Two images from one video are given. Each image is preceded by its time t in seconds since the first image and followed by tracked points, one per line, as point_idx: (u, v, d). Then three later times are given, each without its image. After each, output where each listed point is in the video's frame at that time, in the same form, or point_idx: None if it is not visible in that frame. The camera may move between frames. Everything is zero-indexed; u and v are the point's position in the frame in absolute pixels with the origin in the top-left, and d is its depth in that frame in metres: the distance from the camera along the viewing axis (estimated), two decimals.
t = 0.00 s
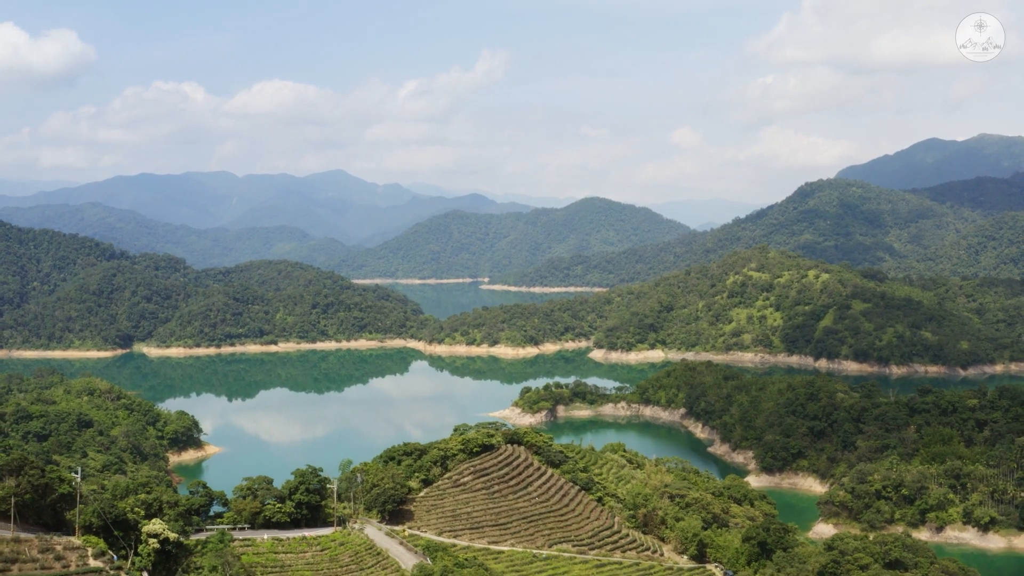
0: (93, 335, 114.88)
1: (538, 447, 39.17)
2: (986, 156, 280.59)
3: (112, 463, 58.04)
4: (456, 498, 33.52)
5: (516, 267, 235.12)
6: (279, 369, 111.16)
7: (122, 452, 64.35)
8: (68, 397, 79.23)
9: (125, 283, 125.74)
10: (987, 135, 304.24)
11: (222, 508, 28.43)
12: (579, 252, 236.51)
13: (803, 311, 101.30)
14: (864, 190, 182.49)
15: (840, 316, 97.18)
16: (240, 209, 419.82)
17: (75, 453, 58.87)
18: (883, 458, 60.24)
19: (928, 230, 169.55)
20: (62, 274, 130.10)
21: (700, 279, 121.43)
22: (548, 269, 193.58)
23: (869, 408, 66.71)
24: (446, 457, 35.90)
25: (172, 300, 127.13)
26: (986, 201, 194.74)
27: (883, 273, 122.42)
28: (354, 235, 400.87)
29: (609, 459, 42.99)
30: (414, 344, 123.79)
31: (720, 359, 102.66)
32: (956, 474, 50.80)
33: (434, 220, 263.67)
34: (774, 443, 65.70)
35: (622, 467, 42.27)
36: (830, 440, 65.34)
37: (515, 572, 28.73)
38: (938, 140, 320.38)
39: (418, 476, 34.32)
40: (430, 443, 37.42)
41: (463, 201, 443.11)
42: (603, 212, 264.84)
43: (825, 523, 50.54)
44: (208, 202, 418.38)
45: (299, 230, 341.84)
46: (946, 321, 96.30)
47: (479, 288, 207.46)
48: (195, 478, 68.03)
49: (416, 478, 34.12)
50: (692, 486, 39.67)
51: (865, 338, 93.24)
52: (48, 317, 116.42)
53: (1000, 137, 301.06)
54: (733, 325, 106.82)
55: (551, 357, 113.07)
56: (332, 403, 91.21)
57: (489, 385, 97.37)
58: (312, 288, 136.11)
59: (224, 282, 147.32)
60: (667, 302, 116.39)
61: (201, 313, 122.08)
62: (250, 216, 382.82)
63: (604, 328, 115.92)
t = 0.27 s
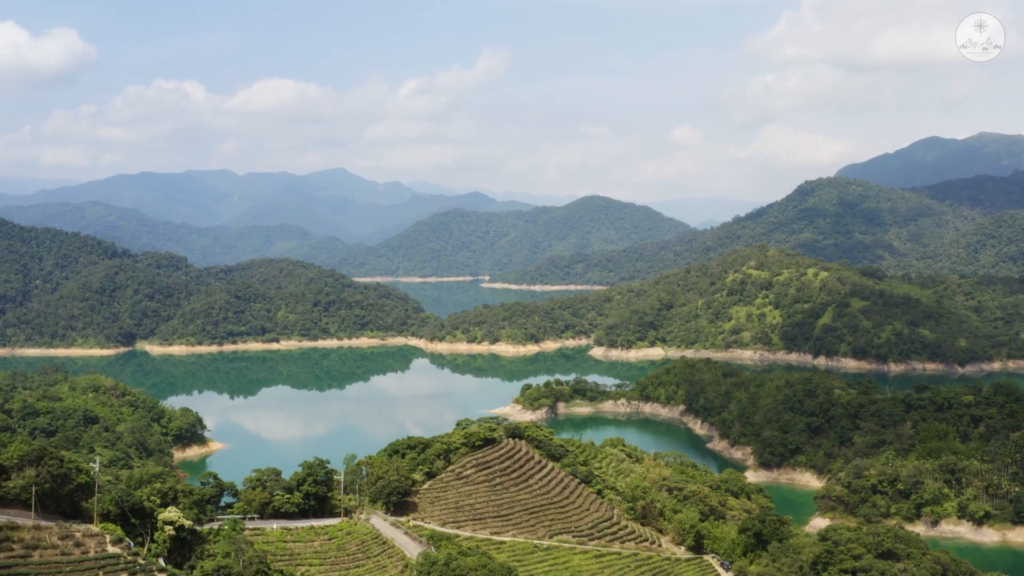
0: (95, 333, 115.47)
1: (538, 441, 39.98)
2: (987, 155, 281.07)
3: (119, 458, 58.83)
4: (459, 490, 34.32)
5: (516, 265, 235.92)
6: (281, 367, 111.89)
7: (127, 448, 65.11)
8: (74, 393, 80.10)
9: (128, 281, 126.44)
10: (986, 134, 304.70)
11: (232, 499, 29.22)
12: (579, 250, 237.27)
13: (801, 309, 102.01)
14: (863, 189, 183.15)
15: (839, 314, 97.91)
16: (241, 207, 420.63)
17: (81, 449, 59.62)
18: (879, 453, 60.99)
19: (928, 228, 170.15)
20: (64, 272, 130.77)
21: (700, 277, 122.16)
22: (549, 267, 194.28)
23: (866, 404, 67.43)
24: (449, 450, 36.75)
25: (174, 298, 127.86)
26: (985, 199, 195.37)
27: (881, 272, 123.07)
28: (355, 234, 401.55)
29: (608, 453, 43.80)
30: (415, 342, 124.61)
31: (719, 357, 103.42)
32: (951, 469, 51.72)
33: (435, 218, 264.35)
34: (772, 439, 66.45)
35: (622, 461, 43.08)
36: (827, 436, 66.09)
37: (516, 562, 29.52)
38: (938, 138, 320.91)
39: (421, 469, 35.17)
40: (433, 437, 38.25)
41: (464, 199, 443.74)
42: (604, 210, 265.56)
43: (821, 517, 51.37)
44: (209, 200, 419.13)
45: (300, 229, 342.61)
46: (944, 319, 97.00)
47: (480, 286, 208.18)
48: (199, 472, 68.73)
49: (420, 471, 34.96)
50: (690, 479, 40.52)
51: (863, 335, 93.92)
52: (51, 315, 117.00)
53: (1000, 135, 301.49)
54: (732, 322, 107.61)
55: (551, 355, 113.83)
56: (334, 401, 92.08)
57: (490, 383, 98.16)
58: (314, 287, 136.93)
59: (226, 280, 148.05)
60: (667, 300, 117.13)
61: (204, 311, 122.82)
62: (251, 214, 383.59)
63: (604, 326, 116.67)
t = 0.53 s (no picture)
0: (98, 327, 116.11)
1: (539, 431, 40.77)
2: (987, 149, 281.27)
3: (125, 449, 59.62)
4: (462, 478, 35.15)
5: (517, 259, 236.63)
6: (283, 360, 112.66)
7: (133, 440, 65.86)
8: (79, 386, 81.02)
9: (130, 275, 127.10)
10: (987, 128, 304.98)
11: (242, 486, 30.06)
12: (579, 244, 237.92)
13: (800, 302, 102.70)
14: (863, 183, 183.70)
15: (838, 307, 98.62)
16: (242, 201, 421.16)
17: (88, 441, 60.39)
18: (875, 444, 61.77)
19: (927, 222, 170.69)
20: (66, 266, 131.37)
21: (700, 270, 122.86)
22: (549, 260, 194.93)
23: (863, 396, 68.13)
24: (452, 439, 37.57)
25: (176, 292, 128.56)
26: (985, 193, 195.90)
27: (880, 265, 123.74)
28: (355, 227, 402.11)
29: (608, 443, 44.57)
30: (417, 335, 125.44)
31: (719, 350, 104.20)
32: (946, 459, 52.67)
33: (436, 212, 264.94)
34: (770, 430, 67.26)
35: (621, 451, 43.87)
36: (824, 428, 66.82)
37: (518, 547, 30.35)
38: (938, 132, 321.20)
39: (425, 457, 35.97)
40: (437, 427, 39.07)
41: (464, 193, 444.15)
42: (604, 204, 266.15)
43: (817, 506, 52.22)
44: (209, 194, 419.62)
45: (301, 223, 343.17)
46: (942, 312, 97.70)
47: (480, 279, 208.87)
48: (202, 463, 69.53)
49: (423, 459, 35.77)
50: (688, 468, 41.39)
51: (862, 328, 94.60)
52: (53, 308, 117.54)
53: (1000, 129, 301.73)
54: (731, 316, 108.39)
55: (552, 348, 114.64)
56: (335, 393, 93.03)
57: (491, 376, 98.98)
58: (315, 280, 137.73)
59: (227, 274, 148.70)
60: (667, 294, 117.86)
61: (206, 305, 123.53)
62: (251, 208, 384.11)
63: (604, 319, 117.40)
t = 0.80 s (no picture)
0: (100, 320, 116.62)
1: (539, 420, 41.58)
2: (986, 142, 281.56)
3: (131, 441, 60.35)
4: (464, 466, 35.97)
5: (517, 252, 237.32)
6: (285, 353, 113.37)
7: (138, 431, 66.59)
8: (85, 378, 81.95)
9: (132, 268, 127.72)
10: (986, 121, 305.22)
11: (251, 473, 30.90)
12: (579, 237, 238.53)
13: (799, 295, 103.33)
14: (863, 176, 184.23)
15: (836, 300, 99.30)
16: (242, 195, 421.56)
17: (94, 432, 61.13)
18: (872, 435, 62.49)
19: (927, 215, 171.26)
20: (68, 260, 131.89)
21: (699, 264, 123.56)
22: (549, 253, 195.53)
23: (859, 387, 68.79)
24: (455, 428, 38.44)
25: (178, 285, 129.20)
26: (984, 186, 196.46)
27: (879, 258, 124.34)
28: (355, 221, 402.65)
29: (607, 433, 45.38)
30: (418, 328, 126.30)
31: (718, 342, 104.92)
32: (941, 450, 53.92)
33: (436, 205, 265.48)
34: (768, 422, 67.99)
35: (620, 440, 44.67)
36: (821, 419, 67.50)
37: (519, 531, 31.15)
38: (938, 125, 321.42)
39: (429, 446, 36.88)
40: (439, 416, 39.90)
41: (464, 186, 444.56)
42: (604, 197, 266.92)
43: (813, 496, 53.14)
44: (210, 188, 420.01)
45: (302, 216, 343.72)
46: (940, 305, 98.44)
47: (481, 273, 209.54)
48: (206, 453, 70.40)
49: (427, 448, 36.68)
50: (685, 457, 42.24)
51: (860, 321, 95.30)
52: (56, 302, 117.99)
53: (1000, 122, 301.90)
54: (731, 308, 109.10)
55: (552, 341, 115.44)
56: (336, 385, 93.99)
57: (492, 368, 99.88)
58: (316, 274, 138.53)
59: (229, 267, 149.27)
60: (666, 286, 118.56)
61: (207, 298, 124.20)
62: (252, 202, 384.54)
63: (604, 312, 118.12)
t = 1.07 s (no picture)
0: (103, 313, 117.08)
1: (540, 409, 42.43)
2: (987, 135, 281.67)
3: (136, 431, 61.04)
4: (466, 454, 36.79)
5: (517, 244, 238.05)
6: (286, 345, 113.96)
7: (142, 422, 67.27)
8: (91, 369, 82.80)
9: (134, 261, 128.25)
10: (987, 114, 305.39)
11: (259, 459, 31.72)
12: (580, 230, 239.26)
13: (798, 287, 104.04)
14: (862, 169, 184.75)
15: (835, 293, 100.03)
16: (243, 188, 422.09)
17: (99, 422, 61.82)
18: (868, 425, 63.23)
19: (926, 208, 171.87)
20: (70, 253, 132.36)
21: (699, 256, 124.25)
22: (550, 246, 196.18)
23: (856, 377, 69.48)
24: (457, 417, 39.27)
25: (180, 278, 129.91)
26: (983, 179, 197.06)
27: (878, 251, 124.97)
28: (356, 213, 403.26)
29: (607, 422, 46.22)
30: (419, 321, 127.07)
31: (718, 334, 105.66)
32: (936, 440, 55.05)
33: (436, 198, 266.04)
34: (766, 412, 68.47)
35: (620, 429, 45.52)
36: (819, 409, 68.14)
37: (521, 516, 32.06)
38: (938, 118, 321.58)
39: (432, 434, 37.73)
40: (442, 405, 40.74)
41: (465, 179, 444.91)
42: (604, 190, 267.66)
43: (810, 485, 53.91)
44: (210, 181, 420.49)
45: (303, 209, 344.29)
46: (938, 297, 99.16)
47: (481, 265, 210.27)
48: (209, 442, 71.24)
49: (430, 436, 37.54)
50: (683, 445, 43.15)
51: (859, 313, 96.02)
52: (58, 295, 118.36)
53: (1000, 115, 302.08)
54: (730, 301, 109.81)
55: (553, 333, 116.25)
56: (337, 376, 94.91)
57: (492, 360, 100.71)
58: (318, 266, 139.14)
59: (230, 260, 149.84)
60: (666, 279, 119.29)
61: (209, 290, 124.84)
62: (252, 194, 385.15)
63: (604, 305, 118.92)
